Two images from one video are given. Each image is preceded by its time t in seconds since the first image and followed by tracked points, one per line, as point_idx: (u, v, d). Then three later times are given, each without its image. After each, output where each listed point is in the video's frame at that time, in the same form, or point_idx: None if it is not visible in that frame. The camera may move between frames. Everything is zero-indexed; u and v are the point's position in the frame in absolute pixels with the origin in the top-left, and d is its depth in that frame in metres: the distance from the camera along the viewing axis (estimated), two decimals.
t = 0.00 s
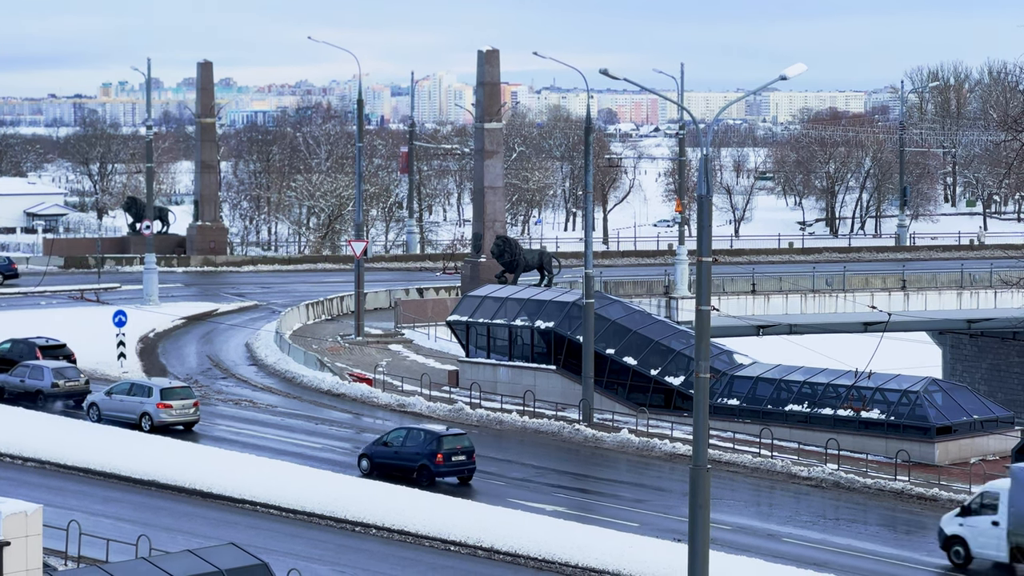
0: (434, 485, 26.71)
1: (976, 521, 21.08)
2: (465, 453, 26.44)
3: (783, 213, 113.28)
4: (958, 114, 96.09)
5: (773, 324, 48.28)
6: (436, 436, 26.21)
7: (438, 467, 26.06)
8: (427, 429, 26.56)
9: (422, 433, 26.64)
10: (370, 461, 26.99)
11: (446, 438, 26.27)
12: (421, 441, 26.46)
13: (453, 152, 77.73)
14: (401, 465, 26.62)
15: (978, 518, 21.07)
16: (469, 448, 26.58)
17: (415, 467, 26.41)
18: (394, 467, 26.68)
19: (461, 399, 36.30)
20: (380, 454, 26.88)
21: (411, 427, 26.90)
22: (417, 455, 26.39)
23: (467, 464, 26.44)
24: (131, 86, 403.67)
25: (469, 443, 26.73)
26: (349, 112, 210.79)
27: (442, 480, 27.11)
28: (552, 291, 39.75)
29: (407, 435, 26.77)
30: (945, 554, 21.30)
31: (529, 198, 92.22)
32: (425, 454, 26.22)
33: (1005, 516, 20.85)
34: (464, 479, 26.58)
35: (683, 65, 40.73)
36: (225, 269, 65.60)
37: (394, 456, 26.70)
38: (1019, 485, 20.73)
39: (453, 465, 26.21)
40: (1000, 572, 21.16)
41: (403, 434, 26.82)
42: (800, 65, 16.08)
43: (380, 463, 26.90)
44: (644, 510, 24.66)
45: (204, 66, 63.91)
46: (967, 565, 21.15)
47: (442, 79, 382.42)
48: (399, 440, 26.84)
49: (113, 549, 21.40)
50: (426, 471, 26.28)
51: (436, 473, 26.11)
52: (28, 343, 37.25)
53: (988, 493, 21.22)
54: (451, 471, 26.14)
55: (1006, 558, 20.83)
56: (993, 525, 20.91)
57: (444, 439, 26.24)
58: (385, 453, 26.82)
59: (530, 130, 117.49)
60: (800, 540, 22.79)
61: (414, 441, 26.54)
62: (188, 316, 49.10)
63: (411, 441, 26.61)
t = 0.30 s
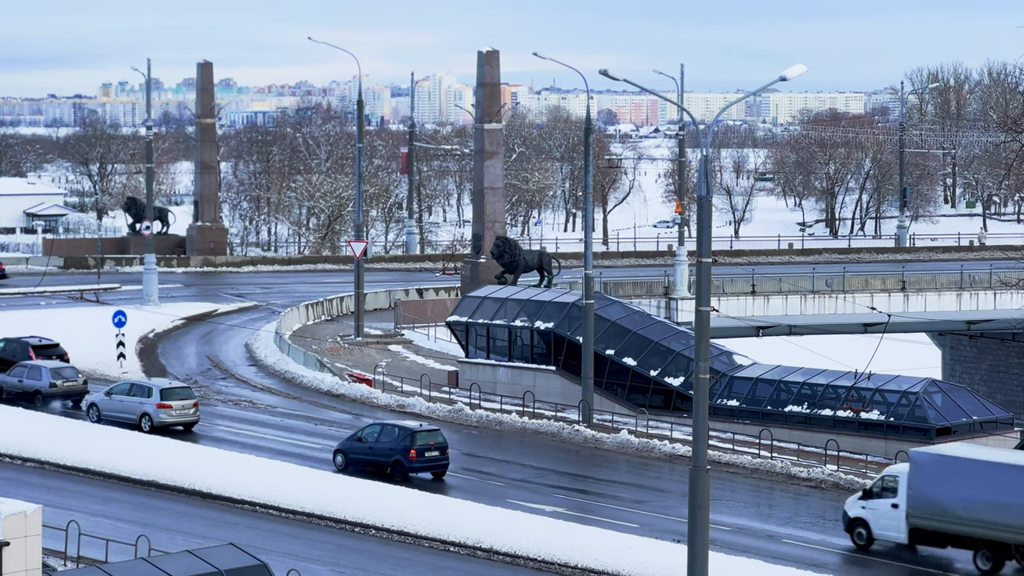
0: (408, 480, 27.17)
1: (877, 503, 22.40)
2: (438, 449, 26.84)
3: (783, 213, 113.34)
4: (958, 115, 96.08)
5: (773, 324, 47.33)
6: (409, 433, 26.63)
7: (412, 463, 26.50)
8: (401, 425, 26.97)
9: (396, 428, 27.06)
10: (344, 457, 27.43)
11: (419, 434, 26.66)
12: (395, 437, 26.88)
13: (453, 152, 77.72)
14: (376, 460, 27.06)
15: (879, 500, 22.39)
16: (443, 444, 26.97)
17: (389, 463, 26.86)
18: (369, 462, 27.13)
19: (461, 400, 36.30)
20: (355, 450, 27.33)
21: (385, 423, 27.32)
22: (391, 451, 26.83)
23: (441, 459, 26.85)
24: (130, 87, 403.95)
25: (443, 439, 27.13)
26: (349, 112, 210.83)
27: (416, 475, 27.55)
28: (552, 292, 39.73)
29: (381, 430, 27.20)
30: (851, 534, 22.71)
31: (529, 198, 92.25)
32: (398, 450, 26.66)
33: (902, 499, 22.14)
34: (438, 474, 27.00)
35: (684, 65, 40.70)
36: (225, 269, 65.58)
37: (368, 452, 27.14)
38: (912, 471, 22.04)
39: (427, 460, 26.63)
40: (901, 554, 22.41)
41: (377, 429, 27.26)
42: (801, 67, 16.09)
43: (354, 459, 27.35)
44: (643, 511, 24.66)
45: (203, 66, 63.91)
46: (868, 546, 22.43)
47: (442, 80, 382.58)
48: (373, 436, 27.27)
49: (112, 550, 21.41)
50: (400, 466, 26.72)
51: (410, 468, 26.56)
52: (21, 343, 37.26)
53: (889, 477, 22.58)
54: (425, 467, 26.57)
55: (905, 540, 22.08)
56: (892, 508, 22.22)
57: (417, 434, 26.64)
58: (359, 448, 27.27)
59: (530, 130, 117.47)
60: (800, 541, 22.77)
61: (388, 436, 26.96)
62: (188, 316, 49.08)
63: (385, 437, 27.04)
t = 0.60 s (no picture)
0: (386, 476, 27.62)
1: (790, 489, 23.26)
2: (415, 446, 27.26)
3: (782, 215, 113.43)
4: (957, 117, 96.16)
5: (773, 326, 46.97)
6: (386, 430, 27.09)
7: (388, 460, 26.99)
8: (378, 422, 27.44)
9: (373, 426, 27.52)
10: (323, 453, 27.86)
11: (395, 431, 27.12)
12: (372, 434, 27.36)
13: (452, 154, 77.77)
14: (353, 457, 27.52)
15: (792, 486, 23.23)
16: (420, 440, 27.40)
17: (366, 460, 27.32)
18: (346, 459, 27.59)
19: (461, 401, 36.30)
20: (333, 446, 27.78)
21: (362, 421, 27.77)
22: (368, 448, 27.30)
23: (418, 455, 27.27)
24: (129, 88, 404.42)
25: (420, 435, 27.56)
26: (349, 113, 210.98)
27: (394, 472, 27.99)
28: (551, 293, 39.72)
29: (359, 427, 27.65)
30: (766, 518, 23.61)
31: (529, 199, 92.31)
32: (375, 446, 27.13)
33: (812, 484, 22.95)
34: (414, 471, 27.42)
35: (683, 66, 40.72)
36: (225, 270, 65.55)
37: (346, 448, 27.60)
38: (823, 459, 22.88)
39: (403, 457, 27.08)
40: (817, 536, 23.30)
41: (354, 426, 27.73)
42: (801, 68, 16.11)
43: (332, 456, 27.78)
44: (643, 513, 24.64)
45: (203, 67, 63.95)
46: (781, 530, 23.34)
47: (442, 81, 382.69)
48: (350, 432, 27.72)
49: (111, 551, 21.40)
50: (377, 463, 27.19)
51: (386, 464, 27.05)
52: (10, 342, 37.36)
53: (800, 463, 23.38)
54: (402, 463, 27.03)
55: (816, 524, 22.94)
56: (804, 493, 23.05)
57: (394, 431, 27.11)
58: (337, 445, 27.72)
59: (530, 131, 117.56)
60: (801, 543, 22.73)
61: (366, 434, 27.42)
62: (188, 317, 49.06)
63: (362, 434, 27.52)
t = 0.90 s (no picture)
0: (364, 473, 27.97)
1: (712, 476, 24.32)
2: (393, 443, 27.66)
3: (782, 216, 113.41)
4: (956, 118, 96.16)
5: (772, 327, 46.84)
6: (365, 427, 27.47)
7: (367, 457, 27.33)
8: (357, 420, 27.81)
9: (352, 423, 27.90)
10: (302, 450, 28.26)
11: (374, 428, 27.51)
12: (352, 431, 27.73)
13: (452, 155, 77.70)
14: (333, 454, 27.90)
15: (714, 474, 24.30)
16: (398, 437, 27.81)
17: (345, 457, 27.69)
18: (325, 455, 27.98)
19: (460, 402, 36.32)
20: (313, 443, 28.16)
21: (341, 418, 28.15)
22: (347, 445, 27.67)
23: (396, 452, 27.65)
24: (128, 88, 404.35)
25: (398, 433, 27.95)
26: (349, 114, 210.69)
27: (373, 469, 28.34)
28: (551, 294, 39.73)
29: (338, 424, 28.02)
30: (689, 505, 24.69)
31: (529, 201, 92.36)
32: (353, 443, 27.50)
33: (732, 471, 24.00)
34: (393, 468, 27.80)
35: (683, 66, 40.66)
36: (224, 271, 65.54)
37: (325, 444, 27.99)
38: (742, 446, 23.84)
39: (382, 454, 27.45)
40: (736, 522, 24.37)
41: (333, 424, 28.11)
42: (800, 70, 16.10)
43: (311, 452, 28.19)
44: (641, 514, 24.65)
45: (202, 68, 63.95)
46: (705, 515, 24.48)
47: (441, 82, 382.80)
48: (330, 430, 28.10)
49: (110, 552, 21.41)
50: (356, 460, 27.54)
51: (365, 461, 27.38)
52: None
53: (721, 450, 24.39)
54: (380, 460, 27.38)
55: (735, 510, 23.96)
56: (725, 480, 24.09)
57: (372, 429, 27.49)
58: (317, 441, 28.10)
59: (529, 133, 117.53)
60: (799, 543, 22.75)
61: (345, 431, 27.79)
62: (187, 318, 49.07)
63: (342, 431, 27.88)
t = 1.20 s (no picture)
0: (346, 471, 28.27)
1: (641, 465, 25.29)
2: (374, 441, 27.96)
3: (781, 218, 113.54)
4: (954, 120, 96.23)
5: (771, 328, 46.80)
6: (346, 425, 27.78)
7: (348, 454, 27.62)
8: (338, 418, 28.13)
9: (334, 421, 28.22)
10: (284, 447, 28.59)
11: (355, 426, 27.80)
12: (333, 429, 28.05)
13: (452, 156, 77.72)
14: (314, 451, 28.23)
15: (642, 462, 25.26)
16: (379, 436, 28.12)
17: (326, 454, 28.01)
18: (306, 452, 28.31)
19: (459, 403, 36.37)
20: (294, 440, 28.50)
21: (323, 416, 28.47)
22: (328, 442, 27.99)
23: (376, 450, 27.96)
24: (126, 89, 404.58)
25: (379, 431, 28.27)
26: (348, 115, 210.75)
27: (355, 467, 28.66)
28: (551, 295, 39.75)
29: (320, 422, 28.35)
30: (620, 492, 25.64)
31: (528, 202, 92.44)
32: (334, 441, 27.81)
33: (661, 460, 25.00)
34: (374, 465, 28.10)
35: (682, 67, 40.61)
36: (223, 272, 65.58)
37: (306, 442, 28.34)
38: (669, 434, 24.70)
39: (363, 452, 27.74)
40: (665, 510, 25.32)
41: (316, 421, 28.43)
42: (799, 71, 16.10)
43: (293, 449, 28.53)
44: (640, 515, 24.68)
45: (202, 68, 64.02)
46: (633, 503, 25.39)
47: (440, 83, 382.99)
48: (311, 427, 28.43)
49: (109, 552, 21.43)
50: (337, 457, 27.86)
51: (347, 459, 27.65)
52: None
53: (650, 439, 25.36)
54: (361, 458, 27.67)
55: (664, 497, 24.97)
56: (653, 468, 25.08)
57: (354, 426, 27.80)
58: (298, 439, 28.45)
59: (528, 134, 117.61)
60: (797, 545, 22.78)
61: (326, 429, 28.12)
62: (186, 319, 49.12)
63: (323, 429, 28.22)
